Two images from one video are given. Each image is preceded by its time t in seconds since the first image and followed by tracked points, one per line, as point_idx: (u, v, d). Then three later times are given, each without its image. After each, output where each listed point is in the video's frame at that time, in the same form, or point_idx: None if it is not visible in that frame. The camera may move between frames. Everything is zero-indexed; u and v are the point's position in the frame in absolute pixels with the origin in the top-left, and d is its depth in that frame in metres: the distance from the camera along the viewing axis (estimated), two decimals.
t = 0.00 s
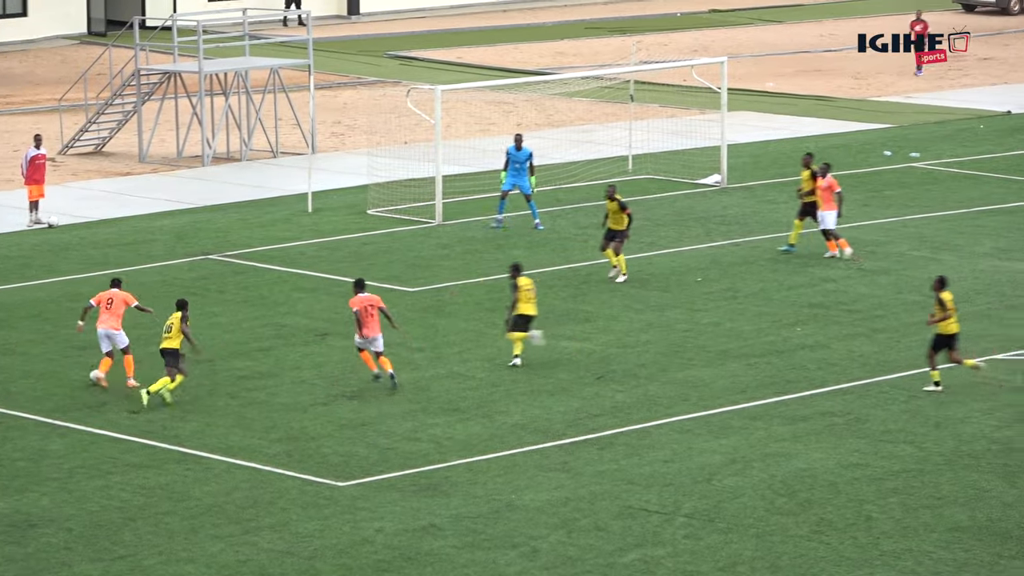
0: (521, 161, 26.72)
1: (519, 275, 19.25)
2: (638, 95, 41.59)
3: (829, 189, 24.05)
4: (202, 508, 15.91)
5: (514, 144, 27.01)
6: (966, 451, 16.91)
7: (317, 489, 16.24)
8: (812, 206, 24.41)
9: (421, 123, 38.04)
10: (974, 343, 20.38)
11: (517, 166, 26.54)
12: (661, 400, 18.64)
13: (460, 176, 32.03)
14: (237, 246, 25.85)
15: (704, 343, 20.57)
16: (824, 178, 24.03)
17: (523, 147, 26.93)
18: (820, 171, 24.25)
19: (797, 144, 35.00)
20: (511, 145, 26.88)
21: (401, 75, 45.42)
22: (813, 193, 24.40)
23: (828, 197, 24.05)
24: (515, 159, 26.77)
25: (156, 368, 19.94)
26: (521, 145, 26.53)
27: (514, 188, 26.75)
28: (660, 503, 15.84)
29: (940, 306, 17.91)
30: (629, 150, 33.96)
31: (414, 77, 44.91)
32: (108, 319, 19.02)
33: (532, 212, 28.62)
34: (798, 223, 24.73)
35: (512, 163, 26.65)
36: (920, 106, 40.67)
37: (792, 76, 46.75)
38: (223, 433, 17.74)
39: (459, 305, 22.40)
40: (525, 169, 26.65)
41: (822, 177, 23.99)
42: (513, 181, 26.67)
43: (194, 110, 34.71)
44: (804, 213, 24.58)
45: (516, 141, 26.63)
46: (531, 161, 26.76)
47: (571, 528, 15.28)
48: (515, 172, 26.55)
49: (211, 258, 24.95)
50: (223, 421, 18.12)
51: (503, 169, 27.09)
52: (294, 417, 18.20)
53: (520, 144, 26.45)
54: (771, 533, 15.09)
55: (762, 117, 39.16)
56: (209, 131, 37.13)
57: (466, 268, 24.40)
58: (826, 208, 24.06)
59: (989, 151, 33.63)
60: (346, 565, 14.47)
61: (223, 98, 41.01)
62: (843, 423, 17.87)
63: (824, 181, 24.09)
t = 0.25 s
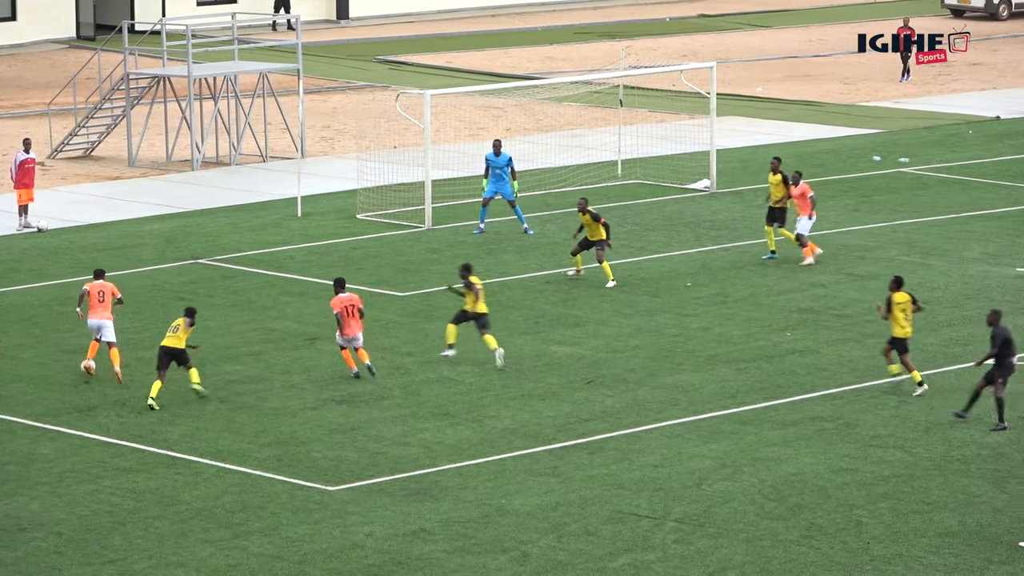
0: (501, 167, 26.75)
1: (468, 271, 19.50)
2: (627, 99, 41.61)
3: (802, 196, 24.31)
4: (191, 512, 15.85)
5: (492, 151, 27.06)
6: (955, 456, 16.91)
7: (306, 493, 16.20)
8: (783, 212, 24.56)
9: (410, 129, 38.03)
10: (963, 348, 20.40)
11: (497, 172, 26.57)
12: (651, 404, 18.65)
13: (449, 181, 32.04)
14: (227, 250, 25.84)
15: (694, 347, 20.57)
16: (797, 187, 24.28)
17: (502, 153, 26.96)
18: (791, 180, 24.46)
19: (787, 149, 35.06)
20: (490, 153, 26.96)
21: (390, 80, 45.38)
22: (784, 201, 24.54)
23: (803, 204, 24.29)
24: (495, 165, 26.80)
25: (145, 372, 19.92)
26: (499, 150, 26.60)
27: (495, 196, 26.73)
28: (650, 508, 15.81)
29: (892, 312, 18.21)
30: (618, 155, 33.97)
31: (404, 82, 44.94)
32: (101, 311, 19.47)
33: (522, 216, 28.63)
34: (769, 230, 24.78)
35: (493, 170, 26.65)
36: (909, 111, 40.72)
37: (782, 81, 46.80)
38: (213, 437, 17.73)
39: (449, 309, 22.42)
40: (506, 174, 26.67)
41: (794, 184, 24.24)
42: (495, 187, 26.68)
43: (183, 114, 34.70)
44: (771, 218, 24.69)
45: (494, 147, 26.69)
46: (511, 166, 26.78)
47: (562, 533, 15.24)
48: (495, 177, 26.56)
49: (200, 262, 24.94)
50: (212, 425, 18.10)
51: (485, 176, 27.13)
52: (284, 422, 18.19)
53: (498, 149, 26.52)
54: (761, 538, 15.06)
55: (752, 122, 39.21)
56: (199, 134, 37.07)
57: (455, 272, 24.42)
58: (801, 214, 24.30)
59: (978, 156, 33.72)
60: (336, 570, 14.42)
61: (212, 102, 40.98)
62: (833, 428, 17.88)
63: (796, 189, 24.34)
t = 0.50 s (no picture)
0: (494, 171, 26.76)
1: (435, 271, 19.54)
2: (629, 103, 41.63)
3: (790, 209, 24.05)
4: (193, 516, 15.85)
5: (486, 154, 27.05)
6: (957, 460, 16.90)
7: (308, 497, 16.20)
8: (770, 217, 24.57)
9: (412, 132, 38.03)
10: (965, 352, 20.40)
11: (490, 176, 26.59)
12: (652, 408, 18.65)
13: (450, 184, 32.05)
14: (228, 253, 25.85)
15: (695, 351, 20.57)
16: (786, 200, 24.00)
17: (496, 157, 26.94)
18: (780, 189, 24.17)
19: (789, 153, 35.06)
20: (483, 157, 26.93)
21: (392, 83, 45.41)
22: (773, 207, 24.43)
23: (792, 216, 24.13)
24: (488, 170, 26.82)
25: (146, 375, 19.92)
26: (492, 154, 26.62)
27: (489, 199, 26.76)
28: (651, 512, 15.81)
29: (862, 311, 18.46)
30: (620, 159, 33.98)
31: (405, 85, 44.93)
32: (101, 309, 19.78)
33: (523, 220, 28.63)
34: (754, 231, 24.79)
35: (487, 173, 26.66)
36: (910, 115, 40.74)
37: (784, 85, 46.84)
38: (214, 441, 17.72)
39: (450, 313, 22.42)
40: (499, 179, 26.69)
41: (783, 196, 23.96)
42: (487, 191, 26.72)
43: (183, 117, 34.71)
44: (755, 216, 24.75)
45: (487, 152, 26.69)
46: (505, 171, 26.77)
47: (563, 537, 15.24)
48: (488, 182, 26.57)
49: (201, 266, 24.94)
50: (214, 428, 18.10)
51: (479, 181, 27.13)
52: (285, 425, 18.19)
53: (491, 154, 26.50)
54: (763, 542, 15.06)
55: (754, 126, 39.21)
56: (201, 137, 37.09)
57: (457, 276, 24.42)
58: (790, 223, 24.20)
59: (980, 160, 33.72)
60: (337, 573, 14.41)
61: (213, 106, 41.01)
62: (834, 431, 17.88)
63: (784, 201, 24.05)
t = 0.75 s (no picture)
0: (489, 172, 26.73)
1: (401, 266, 20.13)
2: (629, 108, 41.64)
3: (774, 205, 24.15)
4: (193, 520, 15.84)
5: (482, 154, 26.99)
6: (958, 464, 16.90)
7: (308, 501, 16.19)
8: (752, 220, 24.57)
9: (412, 135, 38.03)
10: (966, 356, 20.39)
11: (485, 177, 26.58)
12: (653, 412, 18.64)
13: (451, 189, 32.04)
14: (229, 257, 25.84)
15: (695, 355, 20.56)
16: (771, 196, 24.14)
17: (492, 158, 26.87)
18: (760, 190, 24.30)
19: (789, 157, 35.05)
20: (478, 157, 26.87)
21: (393, 87, 45.41)
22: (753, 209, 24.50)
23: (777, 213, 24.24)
24: (484, 169, 26.79)
25: (147, 379, 19.91)
26: (489, 154, 26.62)
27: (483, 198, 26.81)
28: (652, 516, 15.80)
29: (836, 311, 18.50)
30: (620, 163, 33.99)
31: (405, 90, 44.91)
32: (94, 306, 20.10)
33: (524, 224, 28.62)
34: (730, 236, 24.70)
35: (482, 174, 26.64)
36: (910, 119, 40.76)
37: (784, 89, 46.86)
38: (214, 445, 17.71)
39: (451, 317, 22.41)
40: (494, 180, 26.68)
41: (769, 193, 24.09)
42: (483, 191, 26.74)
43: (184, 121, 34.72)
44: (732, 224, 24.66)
45: (483, 152, 26.63)
46: (500, 171, 26.73)
47: (564, 541, 15.24)
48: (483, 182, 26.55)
49: (202, 270, 24.94)
50: (214, 433, 18.09)
51: (474, 180, 27.12)
52: (286, 429, 18.19)
53: (487, 154, 26.44)
54: (764, 546, 15.05)
55: (754, 130, 39.21)
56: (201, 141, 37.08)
57: (457, 280, 24.42)
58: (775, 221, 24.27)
59: (980, 164, 33.73)
60: None
61: (213, 110, 41.01)
62: (835, 435, 17.87)
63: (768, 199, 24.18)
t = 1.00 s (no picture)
0: (486, 177, 26.79)
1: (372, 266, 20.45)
2: (629, 111, 41.66)
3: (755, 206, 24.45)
4: (193, 524, 15.84)
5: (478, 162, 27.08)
6: (958, 468, 16.90)
7: (308, 505, 16.18)
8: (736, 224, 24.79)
9: (412, 139, 38.03)
10: (965, 360, 20.39)
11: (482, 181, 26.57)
12: (652, 416, 18.64)
13: (451, 193, 32.05)
14: (229, 261, 25.84)
15: (695, 359, 20.56)
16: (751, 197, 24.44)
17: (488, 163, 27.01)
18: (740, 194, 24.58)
19: (788, 161, 35.06)
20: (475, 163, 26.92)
21: (393, 92, 45.42)
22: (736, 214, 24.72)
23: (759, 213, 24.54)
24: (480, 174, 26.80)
25: (147, 383, 19.91)
26: (485, 161, 26.62)
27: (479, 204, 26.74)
28: (652, 520, 15.80)
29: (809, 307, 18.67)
30: (620, 167, 33.99)
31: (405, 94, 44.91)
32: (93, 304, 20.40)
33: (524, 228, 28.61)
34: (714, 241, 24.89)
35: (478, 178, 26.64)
36: (910, 123, 40.78)
37: (784, 92, 46.90)
38: (214, 449, 17.71)
39: (450, 321, 22.42)
40: (490, 184, 26.69)
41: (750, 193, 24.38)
42: (479, 195, 26.68)
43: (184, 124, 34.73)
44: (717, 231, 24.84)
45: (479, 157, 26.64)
46: (496, 176, 26.78)
47: (564, 545, 15.23)
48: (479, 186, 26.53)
49: (201, 274, 24.94)
50: (214, 437, 18.09)
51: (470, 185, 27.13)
52: (285, 434, 18.18)
53: (482, 159, 26.47)
54: (763, 550, 15.04)
55: (754, 134, 39.21)
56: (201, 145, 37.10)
57: (457, 284, 24.42)
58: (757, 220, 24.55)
59: (980, 168, 33.75)
60: None
61: (212, 114, 41.03)
62: (834, 439, 17.87)
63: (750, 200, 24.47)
